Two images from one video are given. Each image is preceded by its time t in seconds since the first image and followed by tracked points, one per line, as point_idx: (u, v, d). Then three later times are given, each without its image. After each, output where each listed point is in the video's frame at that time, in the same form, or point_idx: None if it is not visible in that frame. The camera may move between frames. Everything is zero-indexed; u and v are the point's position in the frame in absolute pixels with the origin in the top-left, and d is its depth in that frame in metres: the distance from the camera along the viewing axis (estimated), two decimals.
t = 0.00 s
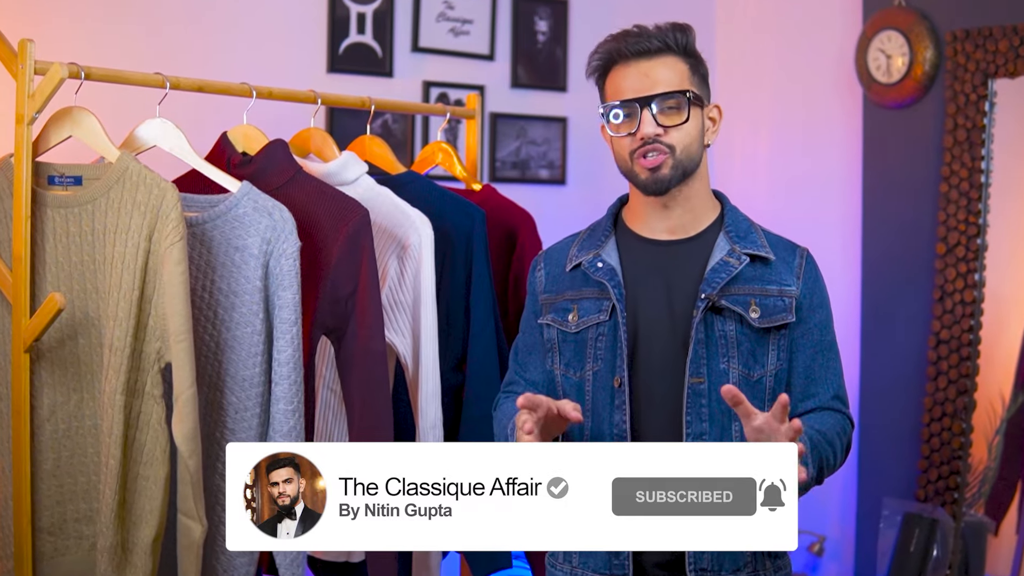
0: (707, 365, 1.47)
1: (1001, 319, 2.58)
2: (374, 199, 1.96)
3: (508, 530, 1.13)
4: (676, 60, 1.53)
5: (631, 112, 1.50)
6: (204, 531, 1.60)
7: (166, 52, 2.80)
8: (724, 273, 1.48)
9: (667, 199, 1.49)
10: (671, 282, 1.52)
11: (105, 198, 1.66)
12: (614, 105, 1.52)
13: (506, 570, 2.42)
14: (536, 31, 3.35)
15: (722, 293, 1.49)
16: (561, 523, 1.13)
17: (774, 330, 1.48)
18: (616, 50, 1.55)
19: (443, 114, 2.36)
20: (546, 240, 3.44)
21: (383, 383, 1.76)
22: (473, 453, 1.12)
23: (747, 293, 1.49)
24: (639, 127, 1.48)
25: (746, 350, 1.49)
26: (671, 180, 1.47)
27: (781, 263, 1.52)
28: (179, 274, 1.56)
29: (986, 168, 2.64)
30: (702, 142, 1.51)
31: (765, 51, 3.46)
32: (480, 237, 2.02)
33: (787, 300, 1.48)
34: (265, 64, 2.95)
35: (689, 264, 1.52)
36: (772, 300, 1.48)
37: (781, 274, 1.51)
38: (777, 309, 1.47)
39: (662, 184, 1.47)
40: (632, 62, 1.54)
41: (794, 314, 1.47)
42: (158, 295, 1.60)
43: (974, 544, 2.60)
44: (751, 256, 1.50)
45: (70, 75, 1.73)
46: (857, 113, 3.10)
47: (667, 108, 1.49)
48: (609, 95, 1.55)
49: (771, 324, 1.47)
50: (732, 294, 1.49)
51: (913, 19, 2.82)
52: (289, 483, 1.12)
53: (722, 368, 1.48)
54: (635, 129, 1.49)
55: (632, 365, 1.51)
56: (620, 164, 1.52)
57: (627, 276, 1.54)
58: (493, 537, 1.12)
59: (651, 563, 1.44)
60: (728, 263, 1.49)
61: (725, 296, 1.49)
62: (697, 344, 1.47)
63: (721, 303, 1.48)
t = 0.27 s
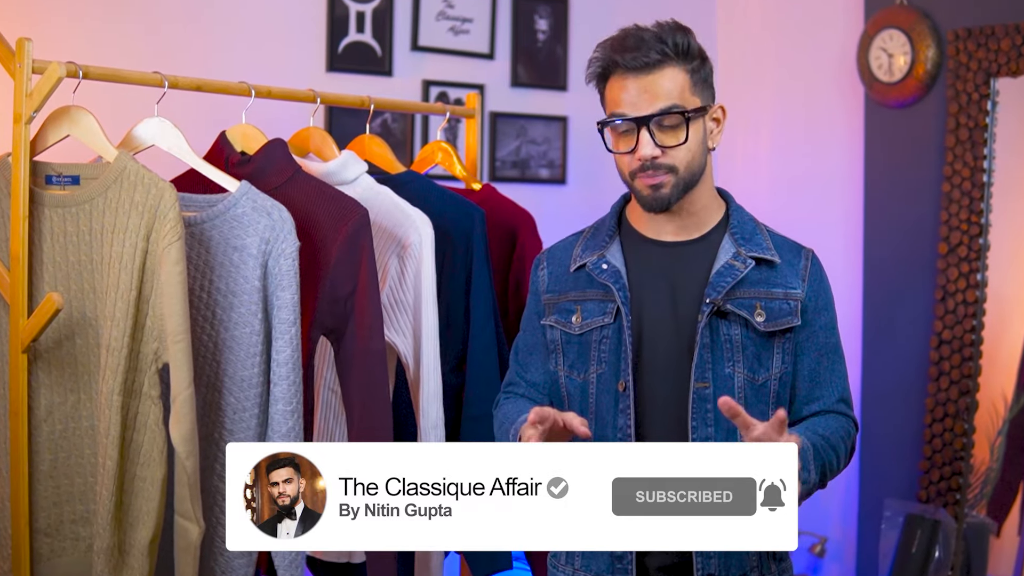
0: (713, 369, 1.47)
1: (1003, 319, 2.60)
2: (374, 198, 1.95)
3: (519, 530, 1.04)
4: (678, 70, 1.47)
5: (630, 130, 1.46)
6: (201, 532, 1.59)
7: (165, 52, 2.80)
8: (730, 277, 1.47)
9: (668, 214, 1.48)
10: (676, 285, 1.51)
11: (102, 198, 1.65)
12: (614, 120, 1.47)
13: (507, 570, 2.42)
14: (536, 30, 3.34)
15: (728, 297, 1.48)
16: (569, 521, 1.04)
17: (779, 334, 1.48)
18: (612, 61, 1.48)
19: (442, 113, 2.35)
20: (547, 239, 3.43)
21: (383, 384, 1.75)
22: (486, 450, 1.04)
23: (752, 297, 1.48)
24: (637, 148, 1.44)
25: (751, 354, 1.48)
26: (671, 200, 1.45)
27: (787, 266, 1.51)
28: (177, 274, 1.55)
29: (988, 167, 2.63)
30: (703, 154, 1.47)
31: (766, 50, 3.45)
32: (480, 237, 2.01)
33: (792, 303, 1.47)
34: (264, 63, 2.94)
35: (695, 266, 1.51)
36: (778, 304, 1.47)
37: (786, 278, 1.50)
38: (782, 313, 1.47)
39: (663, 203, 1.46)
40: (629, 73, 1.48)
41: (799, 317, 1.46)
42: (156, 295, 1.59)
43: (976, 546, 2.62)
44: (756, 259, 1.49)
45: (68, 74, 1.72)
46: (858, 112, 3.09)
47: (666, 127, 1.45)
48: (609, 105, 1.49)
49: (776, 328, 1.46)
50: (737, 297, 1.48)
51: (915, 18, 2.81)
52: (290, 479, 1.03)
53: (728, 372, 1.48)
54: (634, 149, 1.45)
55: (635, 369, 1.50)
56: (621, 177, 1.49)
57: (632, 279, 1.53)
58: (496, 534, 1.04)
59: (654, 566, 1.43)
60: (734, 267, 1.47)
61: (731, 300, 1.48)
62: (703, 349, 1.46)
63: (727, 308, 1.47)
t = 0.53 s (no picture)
0: (721, 366, 1.47)
1: (1003, 320, 2.61)
2: (373, 198, 1.95)
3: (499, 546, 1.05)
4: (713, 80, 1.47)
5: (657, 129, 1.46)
6: (201, 532, 1.59)
7: (165, 52, 2.80)
8: (738, 274, 1.48)
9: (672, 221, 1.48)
10: (675, 280, 1.50)
11: (102, 198, 1.65)
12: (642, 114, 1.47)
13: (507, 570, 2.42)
14: (536, 30, 3.34)
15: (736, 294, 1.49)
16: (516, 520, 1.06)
17: (782, 332, 1.51)
18: (653, 54, 1.47)
19: (442, 113, 2.35)
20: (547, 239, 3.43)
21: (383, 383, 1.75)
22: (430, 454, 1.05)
23: (757, 295, 1.50)
24: (659, 147, 1.45)
25: (756, 351, 1.50)
26: (676, 209, 1.46)
27: (787, 264, 1.54)
28: (176, 275, 1.55)
29: (988, 167, 2.63)
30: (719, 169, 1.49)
31: (766, 50, 3.45)
32: (479, 237, 2.00)
33: (794, 301, 1.51)
34: (264, 63, 2.94)
35: (699, 262, 1.51)
36: (781, 302, 1.51)
37: (786, 276, 1.53)
38: (785, 311, 1.50)
39: (666, 210, 1.46)
40: (665, 71, 1.47)
41: (801, 315, 1.51)
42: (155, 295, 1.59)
43: (976, 545, 2.61)
44: (759, 257, 1.51)
45: (67, 74, 1.72)
46: (858, 112, 3.09)
47: (691, 133, 1.46)
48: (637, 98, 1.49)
49: (781, 326, 1.50)
50: (744, 295, 1.50)
51: (915, 18, 2.81)
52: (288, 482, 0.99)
53: (734, 369, 1.49)
54: (655, 148, 1.45)
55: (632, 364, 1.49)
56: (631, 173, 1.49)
57: (626, 273, 1.52)
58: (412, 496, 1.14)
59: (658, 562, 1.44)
60: (741, 264, 1.49)
61: (739, 297, 1.49)
62: (713, 346, 1.46)
63: (738, 304, 1.48)
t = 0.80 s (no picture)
0: (726, 368, 1.48)
1: (1002, 321, 2.61)
2: (374, 198, 1.95)
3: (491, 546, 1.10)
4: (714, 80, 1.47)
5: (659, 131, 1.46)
6: (201, 532, 1.60)
7: (165, 52, 2.80)
8: (740, 275, 1.49)
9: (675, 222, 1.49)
10: (679, 282, 1.50)
11: (103, 198, 1.65)
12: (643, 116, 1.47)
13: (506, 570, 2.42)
14: (536, 30, 3.35)
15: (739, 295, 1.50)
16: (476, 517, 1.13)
17: (783, 331, 1.51)
18: (654, 55, 1.47)
19: (442, 114, 2.35)
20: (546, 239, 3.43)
21: (383, 383, 1.75)
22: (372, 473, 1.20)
23: (760, 295, 1.50)
24: (663, 150, 1.45)
25: (759, 352, 1.50)
26: (680, 212, 1.46)
27: (786, 264, 1.55)
28: (177, 275, 1.56)
29: (987, 168, 2.63)
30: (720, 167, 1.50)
31: (766, 50, 3.45)
32: (479, 237, 2.01)
33: (794, 300, 1.52)
34: (265, 64, 2.94)
35: (700, 263, 1.51)
36: (782, 301, 1.51)
37: (786, 276, 1.54)
38: (786, 310, 1.51)
39: (671, 213, 1.47)
40: (665, 72, 1.47)
41: (801, 315, 1.51)
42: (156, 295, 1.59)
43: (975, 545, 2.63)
44: (760, 257, 1.52)
45: (68, 74, 1.72)
46: (858, 112, 3.10)
47: (694, 136, 1.46)
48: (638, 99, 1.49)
49: (783, 326, 1.50)
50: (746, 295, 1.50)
51: (915, 18, 2.81)
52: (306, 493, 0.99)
53: (739, 370, 1.49)
54: (659, 151, 1.45)
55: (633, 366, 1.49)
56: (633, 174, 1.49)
57: (626, 275, 1.52)
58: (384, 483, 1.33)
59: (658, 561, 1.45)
60: (743, 265, 1.50)
61: (742, 298, 1.50)
62: (718, 349, 1.47)
63: (741, 305, 1.49)
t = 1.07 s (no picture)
0: (727, 366, 1.47)
1: (1002, 320, 2.58)
2: (374, 198, 1.96)
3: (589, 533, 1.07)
4: (680, 73, 1.48)
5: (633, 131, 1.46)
6: (202, 531, 1.60)
7: (165, 52, 2.80)
8: (740, 274, 1.49)
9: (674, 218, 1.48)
10: (681, 282, 1.50)
11: (104, 198, 1.65)
12: (617, 120, 1.48)
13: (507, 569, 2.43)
14: (536, 31, 3.35)
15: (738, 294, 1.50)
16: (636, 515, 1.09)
17: (781, 332, 1.52)
18: (615, 59, 1.49)
19: (442, 114, 2.35)
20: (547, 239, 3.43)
21: (383, 383, 1.75)
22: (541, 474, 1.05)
23: (759, 295, 1.50)
24: (641, 148, 1.45)
25: (758, 350, 1.50)
26: (674, 207, 1.46)
27: (783, 266, 1.55)
28: (178, 274, 1.56)
29: (987, 167, 2.63)
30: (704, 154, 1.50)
31: (766, 51, 3.46)
32: (479, 237, 2.01)
33: (791, 301, 1.53)
34: (265, 64, 2.94)
35: (699, 263, 1.52)
36: (780, 301, 1.52)
37: (782, 277, 1.54)
38: (784, 310, 1.52)
39: (665, 210, 1.46)
40: (631, 73, 1.49)
41: (798, 315, 1.52)
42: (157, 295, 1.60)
43: (975, 545, 2.60)
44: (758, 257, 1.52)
45: (69, 74, 1.73)
46: (857, 113, 3.10)
47: (669, 128, 1.46)
48: (612, 109, 1.50)
49: (781, 326, 1.51)
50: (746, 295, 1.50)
51: (914, 18, 2.82)
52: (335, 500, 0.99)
53: (739, 368, 1.49)
54: (637, 150, 1.46)
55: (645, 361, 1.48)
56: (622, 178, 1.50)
57: (637, 270, 1.51)
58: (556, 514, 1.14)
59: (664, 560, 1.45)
60: (741, 264, 1.50)
61: (742, 297, 1.50)
62: (720, 346, 1.47)
63: (741, 304, 1.49)
